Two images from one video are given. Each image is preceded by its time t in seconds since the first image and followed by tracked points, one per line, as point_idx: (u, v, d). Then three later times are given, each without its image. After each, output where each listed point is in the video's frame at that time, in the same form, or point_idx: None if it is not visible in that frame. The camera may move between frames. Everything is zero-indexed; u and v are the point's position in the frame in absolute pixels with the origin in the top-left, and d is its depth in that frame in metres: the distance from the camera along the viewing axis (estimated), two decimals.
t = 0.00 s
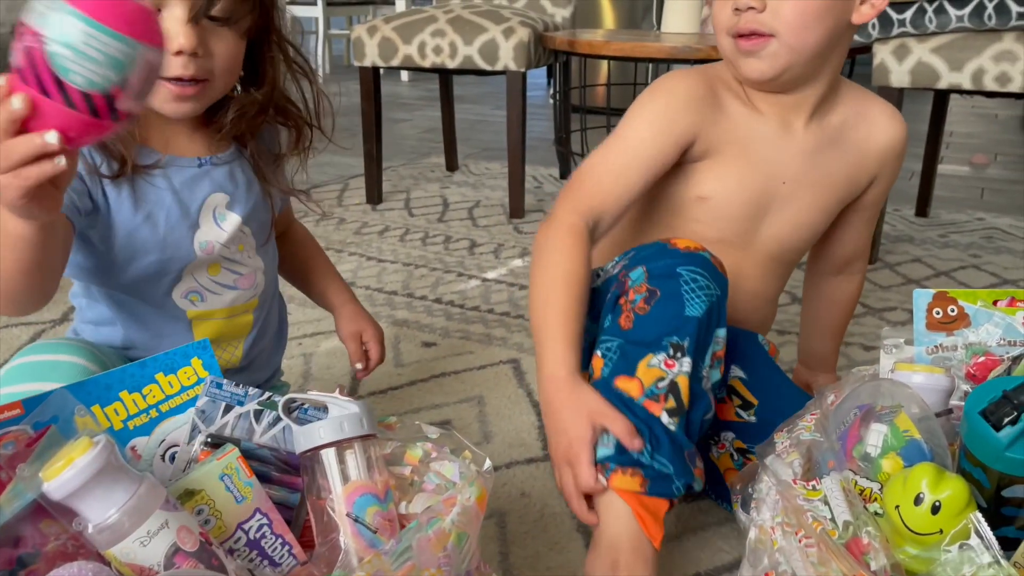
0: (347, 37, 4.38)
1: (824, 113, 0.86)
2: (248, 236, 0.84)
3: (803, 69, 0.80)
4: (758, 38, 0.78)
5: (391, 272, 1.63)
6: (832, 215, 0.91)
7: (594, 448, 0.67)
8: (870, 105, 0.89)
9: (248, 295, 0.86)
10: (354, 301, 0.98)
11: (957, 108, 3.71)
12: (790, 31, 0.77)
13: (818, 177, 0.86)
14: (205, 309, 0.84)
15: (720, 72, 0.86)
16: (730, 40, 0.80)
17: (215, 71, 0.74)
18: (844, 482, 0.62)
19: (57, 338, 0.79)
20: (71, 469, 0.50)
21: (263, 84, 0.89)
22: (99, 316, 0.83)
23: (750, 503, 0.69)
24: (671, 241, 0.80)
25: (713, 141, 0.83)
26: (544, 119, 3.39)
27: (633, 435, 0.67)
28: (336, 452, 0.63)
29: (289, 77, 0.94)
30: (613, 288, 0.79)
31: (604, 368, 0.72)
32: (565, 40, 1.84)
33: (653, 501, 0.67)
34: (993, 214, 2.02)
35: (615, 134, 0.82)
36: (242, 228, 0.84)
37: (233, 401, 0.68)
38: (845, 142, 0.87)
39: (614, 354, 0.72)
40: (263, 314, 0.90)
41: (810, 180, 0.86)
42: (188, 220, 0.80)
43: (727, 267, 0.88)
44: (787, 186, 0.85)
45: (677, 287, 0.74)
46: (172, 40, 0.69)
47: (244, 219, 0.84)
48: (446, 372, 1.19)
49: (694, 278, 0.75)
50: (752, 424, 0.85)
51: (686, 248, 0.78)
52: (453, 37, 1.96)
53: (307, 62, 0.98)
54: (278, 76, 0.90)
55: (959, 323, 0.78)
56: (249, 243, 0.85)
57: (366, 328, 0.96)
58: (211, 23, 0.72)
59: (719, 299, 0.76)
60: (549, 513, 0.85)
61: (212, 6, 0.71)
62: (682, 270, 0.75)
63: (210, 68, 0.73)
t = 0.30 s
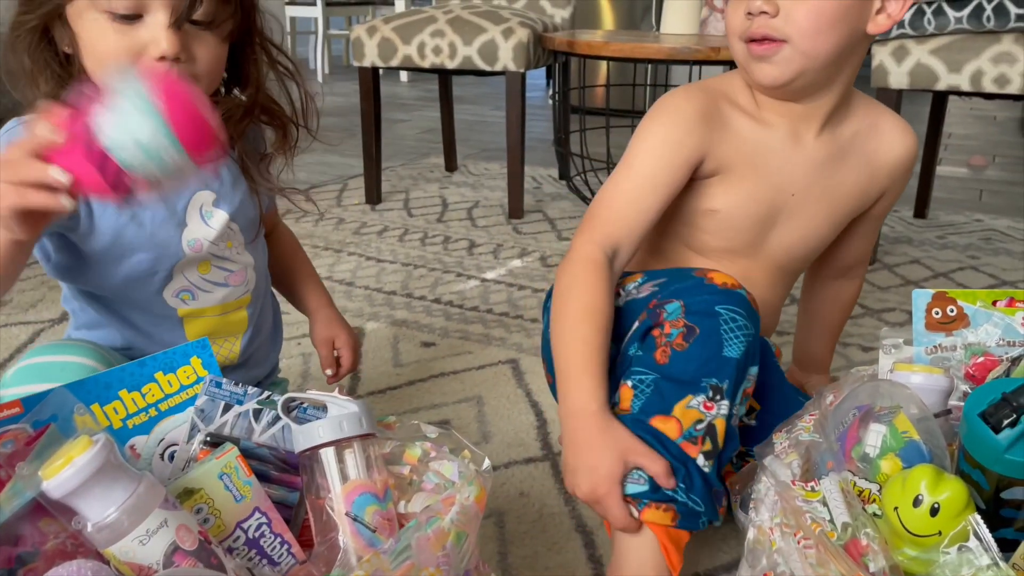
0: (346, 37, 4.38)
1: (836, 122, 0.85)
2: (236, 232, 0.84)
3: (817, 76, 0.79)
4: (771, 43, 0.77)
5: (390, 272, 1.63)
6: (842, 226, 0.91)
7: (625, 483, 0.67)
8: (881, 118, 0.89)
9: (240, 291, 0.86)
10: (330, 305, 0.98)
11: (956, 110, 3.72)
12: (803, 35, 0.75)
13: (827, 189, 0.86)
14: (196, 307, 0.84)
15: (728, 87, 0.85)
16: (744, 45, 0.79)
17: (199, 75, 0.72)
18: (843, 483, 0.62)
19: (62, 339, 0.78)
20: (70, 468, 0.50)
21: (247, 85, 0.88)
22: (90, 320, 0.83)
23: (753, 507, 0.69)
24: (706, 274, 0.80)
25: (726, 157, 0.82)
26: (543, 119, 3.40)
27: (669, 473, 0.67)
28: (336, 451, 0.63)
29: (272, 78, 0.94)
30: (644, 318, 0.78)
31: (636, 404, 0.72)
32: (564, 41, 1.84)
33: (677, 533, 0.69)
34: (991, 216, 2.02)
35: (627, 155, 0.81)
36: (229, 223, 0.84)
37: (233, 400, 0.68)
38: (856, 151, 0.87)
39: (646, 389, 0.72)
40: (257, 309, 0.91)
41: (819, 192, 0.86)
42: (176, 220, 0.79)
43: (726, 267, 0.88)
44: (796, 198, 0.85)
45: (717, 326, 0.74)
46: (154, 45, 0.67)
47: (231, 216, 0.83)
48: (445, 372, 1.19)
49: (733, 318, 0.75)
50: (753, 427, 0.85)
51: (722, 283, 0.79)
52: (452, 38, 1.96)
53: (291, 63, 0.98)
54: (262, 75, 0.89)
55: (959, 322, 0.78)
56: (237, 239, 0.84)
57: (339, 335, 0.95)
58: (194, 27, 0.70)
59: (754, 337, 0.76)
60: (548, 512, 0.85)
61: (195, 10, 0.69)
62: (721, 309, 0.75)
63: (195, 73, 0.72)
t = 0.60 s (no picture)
0: (347, 37, 4.38)
1: (827, 120, 0.85)
2: (248, 242, 0.85)
3: (809, 79, 0.79)
4: (765, 46, 0.77)
5: (391, 272, 1.63)
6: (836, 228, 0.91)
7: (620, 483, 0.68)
8: (874, 120, 0.89)
9: (248, 301, 0.86)
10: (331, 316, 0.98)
11: (958, 111, 3.72)
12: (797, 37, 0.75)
13: (819, 189, 0.86)
14: (206, 316, 0.83)
15: (721, 88, 0.85)
16: (739, 47, 0.79)
17: (219, 84, 0.74)
18: (843, 483, 0.63)
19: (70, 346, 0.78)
20: (73, 466, 0.50)
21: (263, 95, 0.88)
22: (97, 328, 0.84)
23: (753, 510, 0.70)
24: (710, 282, 0.80)
25: (716, 158, 0.83)
26: (544, 119, 3.40)
27: (665, 478, 0.67)
28: (337, 450, 0.63)
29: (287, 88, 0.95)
30: (648, 326, 0.78)
31: (637, 411, 0.71)
32: (566, 41, 1.84)
33: (672, 537, 0.68)
34: (993, 217, 2.02)
35: (620, 158, 0.82)
36: (241, 234, 0.84)
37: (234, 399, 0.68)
38: (848, 151, 0.87)
39: (647, 396, 0.72)
40: (264, 319, 0.90)
41: (811, 191, 0.86)
42: (190, 232, 0.80)
43: (723, 267, 0.88)
44: (787, 198, 0.85)
45: (721, 334, 0.74)
46: (177, 54, 0.69)
47: (244, 226, 0.84)
48: (445, 371, 1.19)
49: (738, 327, 0.74)
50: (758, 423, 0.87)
51: (727, 293, 0.78)
52: (454, 38, 1.97)
53: (306, 69, 0.97)
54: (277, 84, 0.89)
55: (960, 323, 0.78)
56: (248, 249, 0.85)
57: (337, 349, 0.96)
58: (216, 37, 0.72)
59: (759, 346, 0.75)
60: (547, 512, 0.85)
61: (217, 19, 0.70)
62: (725, 317, 0.75)
63: (214, 81, 0.73)
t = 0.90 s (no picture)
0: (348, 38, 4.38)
1: (800, 121, 0.85)
2: (281, 257, 0.85)
3: (786, 82, 0.80)
4: (745, 53, 0.78)
5: (392, 272, 1.64)
6: (813, 226, 0.91)
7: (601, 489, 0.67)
8: (845, 117, 0.88)
9: (273, 312, 0.87)
10: (351, 329, 0.98)
11: (959, 113, 3.72)
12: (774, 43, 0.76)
13: (792, 186, 0.86)
14: (232, 327, 0.84)
15: (693, 90, 0.87)
16: (716, 53, 0.79)
17: (275, 101, 0.72)
18: (842, 483, 0.63)
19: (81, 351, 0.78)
20: (73, 466, 0.50)
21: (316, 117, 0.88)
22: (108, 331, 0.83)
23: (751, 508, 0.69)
24: (693, 282, 0.81)
25: (688, 158, 0.83)
26: (545, 120, 3.40)
27: (643, 476, 0.67)
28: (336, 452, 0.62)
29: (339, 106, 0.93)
30: (637, 327, 0.79)
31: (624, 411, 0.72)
32: (567, 42, 1.84)
33: (665, 536, 0.66)
34: (993, 218, 2.02)
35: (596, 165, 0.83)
36: (277, 250, 0.84)
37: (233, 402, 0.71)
38: (822, 151, 0.87)
39: (633, 396, 0.72)
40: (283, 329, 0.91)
41: (785, 188, 0.85)
42: (231, 245, 0.80)
43: (704, 267, 0.88)
44: (760, 196, 0.85)
45: (702, 331, 0.74)
46: (239, 69, 0.68)
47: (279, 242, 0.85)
48: (446, 372, 1.19)
49: (720, 323, 0.75)
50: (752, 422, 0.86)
51: (709, 291, 0.79)
52: (455, 39, 1.97)
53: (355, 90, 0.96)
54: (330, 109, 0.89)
55: (958, 325, 0.78)
56: (281, 264, 0.85)
57: (353, 360, 0.96)
58: (279, 55, 0.70)
59: (743, 342, 0.75)
60: (547, 513, 0.85)
61: (285, 40, 0.69)
62: (707, 314, 0.75)
63: (271, 97, 0.72)
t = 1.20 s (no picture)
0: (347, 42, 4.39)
1: (785, 120, 0.85)
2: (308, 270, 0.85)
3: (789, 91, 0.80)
4: (767, 70, 0.77)
5: (392, 276, 1.64)
6: (798, 224, 0.89)
7: (622, 463, 0.68)
8: (830, 117, 0.87)
9: (292, 321, 0.86)
10: (378, 325, 0.98)
11: (958, 116, 3.72)
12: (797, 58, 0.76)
13: (778, 186, 0.85)
14: (254, 334, 0.83)
15: (679, 93, 0.87)
16: (733, 70, 0.78)
17: (320, 113, 0.72)
18: (844, 485, 0.63)
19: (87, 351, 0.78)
20: (74, 471, 0.50)
21: (364, 130, 0.88)
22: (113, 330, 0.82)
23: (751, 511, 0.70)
24: (692, 287, 0.81)
25: (675, 165, 0.84)
26: (544, 124, 3.40)
27: (663, 460, 0.67)
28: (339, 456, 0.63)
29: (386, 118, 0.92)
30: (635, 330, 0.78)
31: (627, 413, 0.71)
32: (566, 45, 1.84)
33: (669, 528, 0.68)
34: (992, 221, 2.02)
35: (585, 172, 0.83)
36: (305, 263, 0.84)
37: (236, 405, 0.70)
38: (806, 151, 0.86)
39: (635, 396, 0.71)
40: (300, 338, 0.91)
41: (771, 189, 0.85)
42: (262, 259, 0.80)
43: (695, 269, 0.88)
44: (748, 198, 0.85)
45: (702, 333, 0.74)
46: (286, 82, 0.67)
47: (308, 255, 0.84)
48: (446, 376, 1.19)
49: (719, 326, 0.74)
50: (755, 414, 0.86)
51: (708, 294, 0.79)
52: (454, 42, 1.97)
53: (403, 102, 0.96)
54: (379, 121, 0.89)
55: (959, 327, 0.78)
56: (307, 276, 0.85)
57: (381, 357, 0.95)
58: (327, 68, 0.69)
59: (742, 346, 0.75)
60: (548, 516, 0.85)
61: (335, 53, 0.69)
62: (706, 317, 0.75)
63: (316, 110, 0.71)
